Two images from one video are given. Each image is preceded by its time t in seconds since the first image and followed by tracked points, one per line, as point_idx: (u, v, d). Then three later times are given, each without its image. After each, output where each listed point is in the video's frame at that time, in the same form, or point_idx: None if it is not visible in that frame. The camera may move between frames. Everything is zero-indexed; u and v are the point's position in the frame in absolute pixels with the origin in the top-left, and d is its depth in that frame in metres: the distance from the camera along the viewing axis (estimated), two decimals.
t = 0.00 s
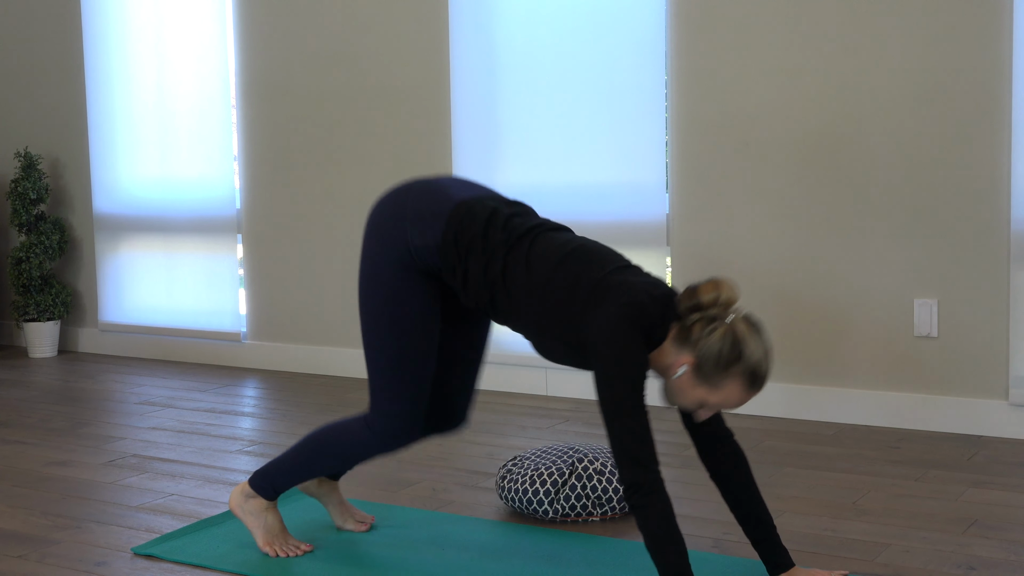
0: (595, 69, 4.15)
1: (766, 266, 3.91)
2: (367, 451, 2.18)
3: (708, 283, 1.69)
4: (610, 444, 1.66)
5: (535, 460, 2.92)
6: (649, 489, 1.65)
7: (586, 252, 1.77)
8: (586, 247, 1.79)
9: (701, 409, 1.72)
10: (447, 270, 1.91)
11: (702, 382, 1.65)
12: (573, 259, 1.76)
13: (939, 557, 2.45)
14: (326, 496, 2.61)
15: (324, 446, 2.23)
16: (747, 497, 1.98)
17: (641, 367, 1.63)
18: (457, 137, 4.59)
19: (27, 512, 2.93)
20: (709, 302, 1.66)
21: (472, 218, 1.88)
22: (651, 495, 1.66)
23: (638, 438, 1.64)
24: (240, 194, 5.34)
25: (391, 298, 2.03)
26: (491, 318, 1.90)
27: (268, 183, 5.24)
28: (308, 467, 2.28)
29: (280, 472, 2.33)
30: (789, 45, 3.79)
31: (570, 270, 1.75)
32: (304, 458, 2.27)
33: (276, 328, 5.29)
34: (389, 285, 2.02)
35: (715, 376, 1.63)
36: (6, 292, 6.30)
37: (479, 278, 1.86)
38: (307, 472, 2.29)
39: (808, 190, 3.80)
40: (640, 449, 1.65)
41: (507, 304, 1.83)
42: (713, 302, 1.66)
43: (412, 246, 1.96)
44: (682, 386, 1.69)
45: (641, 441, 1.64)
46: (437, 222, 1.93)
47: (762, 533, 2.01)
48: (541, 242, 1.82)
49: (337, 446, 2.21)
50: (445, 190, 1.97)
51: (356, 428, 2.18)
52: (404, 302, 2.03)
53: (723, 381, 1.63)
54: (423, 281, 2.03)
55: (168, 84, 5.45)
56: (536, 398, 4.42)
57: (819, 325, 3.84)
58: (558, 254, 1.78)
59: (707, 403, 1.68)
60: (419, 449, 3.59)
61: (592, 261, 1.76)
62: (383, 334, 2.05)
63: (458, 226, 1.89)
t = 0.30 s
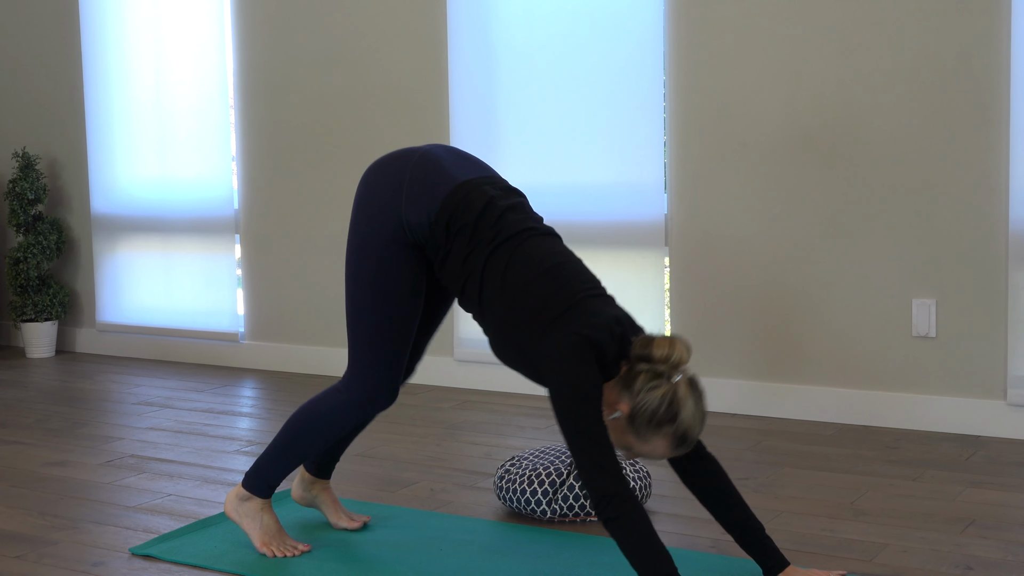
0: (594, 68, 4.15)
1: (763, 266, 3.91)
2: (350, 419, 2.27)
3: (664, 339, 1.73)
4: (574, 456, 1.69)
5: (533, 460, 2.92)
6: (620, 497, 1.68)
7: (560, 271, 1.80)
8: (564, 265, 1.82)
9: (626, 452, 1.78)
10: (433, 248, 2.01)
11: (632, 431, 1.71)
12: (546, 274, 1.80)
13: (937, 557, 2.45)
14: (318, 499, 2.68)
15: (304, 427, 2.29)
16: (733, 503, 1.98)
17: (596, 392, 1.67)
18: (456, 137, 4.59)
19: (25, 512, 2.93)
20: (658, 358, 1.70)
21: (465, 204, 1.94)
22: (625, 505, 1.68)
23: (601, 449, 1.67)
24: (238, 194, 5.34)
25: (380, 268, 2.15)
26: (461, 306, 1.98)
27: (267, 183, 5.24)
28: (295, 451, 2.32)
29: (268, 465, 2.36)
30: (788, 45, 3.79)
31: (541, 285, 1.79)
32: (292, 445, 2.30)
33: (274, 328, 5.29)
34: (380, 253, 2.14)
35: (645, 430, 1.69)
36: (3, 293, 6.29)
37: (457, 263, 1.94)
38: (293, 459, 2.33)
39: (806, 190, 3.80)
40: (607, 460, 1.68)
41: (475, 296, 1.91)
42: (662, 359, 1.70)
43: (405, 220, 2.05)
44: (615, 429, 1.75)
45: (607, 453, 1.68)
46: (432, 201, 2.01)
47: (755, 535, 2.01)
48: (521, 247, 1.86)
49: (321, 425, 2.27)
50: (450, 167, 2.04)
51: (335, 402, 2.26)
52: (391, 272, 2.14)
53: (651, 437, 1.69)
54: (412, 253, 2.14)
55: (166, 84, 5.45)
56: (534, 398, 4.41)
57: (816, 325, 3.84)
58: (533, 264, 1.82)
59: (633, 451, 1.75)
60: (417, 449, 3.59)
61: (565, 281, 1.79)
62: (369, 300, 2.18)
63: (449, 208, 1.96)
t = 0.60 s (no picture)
0: (590, 68, 4.15)
1: (760, 266, 3.92)
2: (349, 410, 2.23)
3: (648, 376, 1.74)
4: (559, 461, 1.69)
5: (529, 460, 2.92)
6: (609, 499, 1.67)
7: (553, 281, 1.84)
8: (557, 275, 1.86)
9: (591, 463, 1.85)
10: (431, 237, 2.03)
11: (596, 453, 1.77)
12: (539, 282, 1.84)
13: (933, 557, 2.45)
14: (312, 503, 2.68)
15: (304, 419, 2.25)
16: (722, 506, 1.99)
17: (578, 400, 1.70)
18: (452, 137, 4.59)
19: (21, 513, 2.92)
20: (636, 395, 1.72)
21: (469, 201, 1.99)
22: (615, 509, 1.67)
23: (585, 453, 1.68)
24: (235, 194, 5.33)
25: (379, 252, 2.13)
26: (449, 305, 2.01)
27: (264, 183, 5.24)
28: (293, 445, 2.28)
29: (269, 457, 2.32)
30: (784, 45, 3.79)
31: (534, 291, 1.83)
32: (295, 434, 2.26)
33: (271, 328, 5.29)
34: (379, 235, 2.13)
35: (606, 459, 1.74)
36: None
37: (453, 258, 1.98)
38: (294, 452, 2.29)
39: (803, 190, 3.80)
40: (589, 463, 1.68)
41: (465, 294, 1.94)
42: (639, 397, 1.72)
43: (408, 204, 2.07)
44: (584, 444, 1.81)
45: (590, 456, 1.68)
46: (438, 190, 2.04)
47: (747, 537, 2.01)
48: (518, 252, 1.90)
49: (322, 416, 2.24)
50: (458, 166, 2.07)
51: (338, 391, 2.23)
52: (389, 257, 2.13)
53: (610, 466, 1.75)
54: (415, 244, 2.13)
55: (163, 84, 5.45)
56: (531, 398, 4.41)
57: (814, 324, 3.84)
58: (527, 271, 1.87)
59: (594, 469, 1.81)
60: (414, 449, 3.59)
61: (554, 292, 1.82)
62: (369, 283, 2.17)
63: (454, 201, 2.00)
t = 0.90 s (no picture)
0: (588, 67, 4.14)
1: (758, 264, 3.92)
2: (359, 400, 2.19)
3: (647, 398, 1.76)
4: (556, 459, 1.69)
5: (527, 459, 2.92)
6: (608, 500, 1.66)
7: (554, 281, 1.86)
8: (558, 276, 1.88)
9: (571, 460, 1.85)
10: (434, 230, 2.04)
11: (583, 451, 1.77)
12: (541, 281, 1.85)
13: (931, 555, 2.45)
14: (308, 504, 2.68)
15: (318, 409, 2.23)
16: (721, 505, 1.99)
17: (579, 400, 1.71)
18: (450, 136, 4.59)
19: (19, 512, 2.92)
20: (634, 411, 1.75)
21: (474, 196, 2.00)
22: (614, 509, 1.66)
23: (586, 452, 1.67)
24: (233, 193, 5.33)
25: (386, 237, 2.11)
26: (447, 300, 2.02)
27: (261, 182, 5.24)
28: (300, 438, 2.26)
29: (280, 449, 2.31)
30: (782, 44, 3.79)
31: (535, 289, 1.84)
32: (302, 426, 2.25)
33: (269, 327, 5.29)
34: (385, 219, 2.11)
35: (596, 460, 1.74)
36: None
37: (455, 253, 1.99)
38: (305, 444, 2.26)
39: (801, 189, 3.80)
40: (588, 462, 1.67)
41: (464, 288, 1.95)
42: (635, 414, 1.75)
43: (414, 193, 2.07)
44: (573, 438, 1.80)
45: (590, 455, 1.67)
46: (444, 183, 2.05)
47: (746, 536, 2.01)
48: (520, 250, 1.92)
49: (332, 408, 2.21)
50: (464, 162, 2.09)
51: (349, 381, 2.20)
52: (394, 242, 2.10)
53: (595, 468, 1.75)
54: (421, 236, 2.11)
55: (161, 83, 5.44)
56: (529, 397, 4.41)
57: (811, 324, 3.84)
58: (530, 270, 1.88)
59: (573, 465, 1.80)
60: (412, 448, 3.59)
61: (555, 292, 1.84)
62: (376, 271, 2.14)
63: (460, 193, 2.01)
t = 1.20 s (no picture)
0: (588, 66, 4.14)
1: (757, 264, 3.92)
2: (367, 400, 2.19)
3: (651, 405, 1.78)
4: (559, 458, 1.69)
5: (526, 458, 2.92)
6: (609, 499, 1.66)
7: (556, 277, 1.86)
8: (562, 272, 1.88)
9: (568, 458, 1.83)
10: (437, 227, 2.04)
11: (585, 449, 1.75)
12: (544, 277, 1.85)
13: (930, 555, 2.45)
14: (307, 504, 2.68)
15: (326, 407, 2.22)
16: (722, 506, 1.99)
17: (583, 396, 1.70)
18: (450, 135, 4.58)
19: (18, 511, 2.92)
20: (638, 417, 1.76)
21: (477, 193, 2.01)
22: (613, 507, 1.67)
23: (590, 451, 1.67)
24: (232, 192, 5.33)
25: (391, 236, 2.12)
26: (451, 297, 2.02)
27: (261, 182, 5.23)
28: (303, 438, 2.26)
29: (287, 448, 2.30)
30: (781, 44, 3.79)
31: (538, 285, 1.84)
32: (306, 425, 2.25)
33: (269, 327, 5.28)
34: (390, 217, 2.12)
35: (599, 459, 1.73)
36: None
37: (458, 249, 1.99)
38: (309, 443, 2.26)
39: (800, 188, 3.80)
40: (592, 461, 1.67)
41: (467, 285, 1.95)
42: (638, 420, 1.76)
43: (418, 189, 2.08)
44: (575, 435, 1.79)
45: (593, 453, 1.67)
46: (447, 180, 2.05)
47: (745, 538, 2.01)
48: (523, 246, 1.92)
49: (336, 408, 2.21)
50: (467, 160, 2.09)
51: (354, 382, 2.20)
52: (397, 240, 2.11)
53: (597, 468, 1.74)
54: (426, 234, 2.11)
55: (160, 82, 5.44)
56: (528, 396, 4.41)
57: (810, 323, 3.84)
58: (533, 266, 1.88)
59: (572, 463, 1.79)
60: (411, 447, 3.59)
61: (559, 288, 1.83)
62: (381, 269, 2.14)
63: (462, 189, 2.02)
